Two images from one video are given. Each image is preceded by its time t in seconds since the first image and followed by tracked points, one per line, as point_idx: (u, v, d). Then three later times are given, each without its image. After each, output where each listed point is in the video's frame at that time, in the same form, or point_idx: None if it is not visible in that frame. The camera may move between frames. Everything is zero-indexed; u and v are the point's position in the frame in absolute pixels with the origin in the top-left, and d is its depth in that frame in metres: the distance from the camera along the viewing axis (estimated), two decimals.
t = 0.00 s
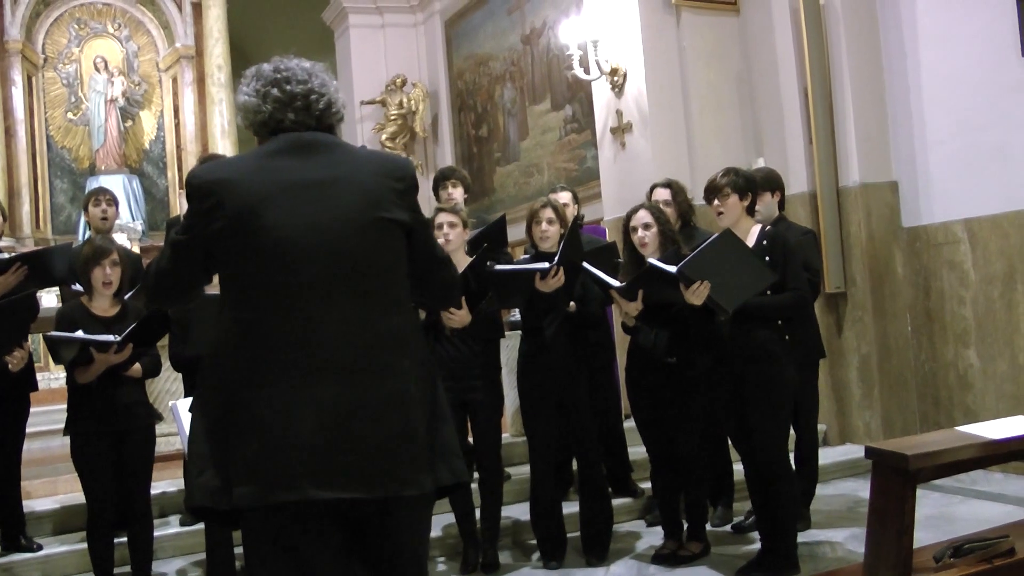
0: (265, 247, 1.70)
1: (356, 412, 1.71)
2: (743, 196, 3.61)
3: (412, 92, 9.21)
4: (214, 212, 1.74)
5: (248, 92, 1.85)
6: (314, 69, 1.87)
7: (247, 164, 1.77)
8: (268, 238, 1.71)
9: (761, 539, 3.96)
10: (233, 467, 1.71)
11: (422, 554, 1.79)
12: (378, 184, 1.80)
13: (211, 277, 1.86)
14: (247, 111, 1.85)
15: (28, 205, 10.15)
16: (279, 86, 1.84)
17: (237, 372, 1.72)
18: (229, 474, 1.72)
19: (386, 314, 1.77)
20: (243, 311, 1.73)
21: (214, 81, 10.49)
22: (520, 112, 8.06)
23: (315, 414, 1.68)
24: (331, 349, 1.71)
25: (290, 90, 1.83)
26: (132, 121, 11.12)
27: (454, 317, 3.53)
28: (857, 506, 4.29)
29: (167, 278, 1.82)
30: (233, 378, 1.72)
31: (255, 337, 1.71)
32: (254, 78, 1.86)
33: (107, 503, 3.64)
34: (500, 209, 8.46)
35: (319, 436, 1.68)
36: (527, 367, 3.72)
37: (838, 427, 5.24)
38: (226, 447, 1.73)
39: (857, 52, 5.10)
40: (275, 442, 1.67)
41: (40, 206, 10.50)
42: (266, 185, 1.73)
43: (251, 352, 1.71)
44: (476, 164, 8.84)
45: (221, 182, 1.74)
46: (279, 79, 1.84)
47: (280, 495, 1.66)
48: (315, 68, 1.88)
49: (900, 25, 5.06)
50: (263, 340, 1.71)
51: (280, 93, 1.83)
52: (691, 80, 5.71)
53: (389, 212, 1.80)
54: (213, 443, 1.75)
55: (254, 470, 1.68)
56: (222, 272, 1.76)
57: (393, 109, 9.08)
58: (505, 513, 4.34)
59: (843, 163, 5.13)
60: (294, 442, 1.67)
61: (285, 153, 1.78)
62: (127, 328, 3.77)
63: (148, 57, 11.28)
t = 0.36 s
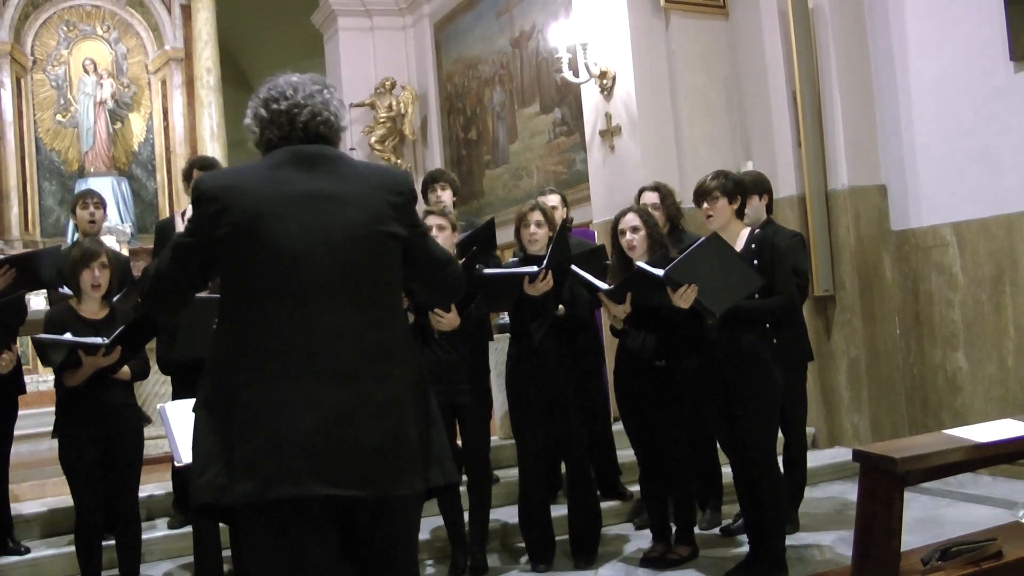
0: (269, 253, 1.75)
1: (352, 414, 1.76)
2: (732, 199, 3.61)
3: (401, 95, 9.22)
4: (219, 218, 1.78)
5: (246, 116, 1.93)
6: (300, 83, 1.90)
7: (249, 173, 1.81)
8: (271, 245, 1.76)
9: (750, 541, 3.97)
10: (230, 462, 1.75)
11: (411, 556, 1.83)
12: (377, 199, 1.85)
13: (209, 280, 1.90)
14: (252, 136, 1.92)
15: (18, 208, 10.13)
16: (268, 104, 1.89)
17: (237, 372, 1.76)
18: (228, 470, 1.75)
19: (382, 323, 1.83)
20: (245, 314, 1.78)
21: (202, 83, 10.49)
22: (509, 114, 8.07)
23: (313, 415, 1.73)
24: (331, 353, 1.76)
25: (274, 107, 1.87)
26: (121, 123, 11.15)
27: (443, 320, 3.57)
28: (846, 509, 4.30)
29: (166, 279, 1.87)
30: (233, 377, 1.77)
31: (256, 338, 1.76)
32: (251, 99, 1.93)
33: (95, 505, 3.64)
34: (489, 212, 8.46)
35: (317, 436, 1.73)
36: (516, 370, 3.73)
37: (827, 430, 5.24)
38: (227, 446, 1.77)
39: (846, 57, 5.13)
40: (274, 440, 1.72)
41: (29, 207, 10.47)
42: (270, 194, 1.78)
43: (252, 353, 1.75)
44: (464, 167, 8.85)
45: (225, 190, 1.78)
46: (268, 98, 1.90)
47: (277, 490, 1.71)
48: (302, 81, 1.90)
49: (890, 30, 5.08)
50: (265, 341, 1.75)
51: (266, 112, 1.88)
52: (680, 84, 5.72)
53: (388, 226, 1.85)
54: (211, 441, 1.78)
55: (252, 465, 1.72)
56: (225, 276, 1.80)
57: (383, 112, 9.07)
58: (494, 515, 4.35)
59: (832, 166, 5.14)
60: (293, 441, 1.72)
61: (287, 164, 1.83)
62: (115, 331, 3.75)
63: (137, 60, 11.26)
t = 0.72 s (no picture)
0: (283, 258, 1.86)
1: (361, 408, 1.85)
2: (721, 201, 3.61)
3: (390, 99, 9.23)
4: (238, 229, 1.89)
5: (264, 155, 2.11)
6: (312, 120, 2.07)
7: (267, 192, 1.95)
8: (286, 251, 1.87)
9: (739, 543, 3.98)
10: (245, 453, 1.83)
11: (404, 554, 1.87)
12: (384, 217, 1.98)
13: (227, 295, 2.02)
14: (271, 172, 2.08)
15: (7, 212, 10.10)
16: (281, 140, 2.05)
17: (253, 369, 1.86)
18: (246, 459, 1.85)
19: (387, 328, 1.95)
20: (259, 315, 1.88)
21: (192, 87, 10.54)
22: (498, 117, 8.08)
23: (323, 408, 1.82)
24: (339, 352, 1.86)
25: (286, 140, 2.03)
26: (110, 127, 11.20)
27: (433, 323, 3.58)
28: (836, 511, 4.30)
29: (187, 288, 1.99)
30: (247, 375, 1.87)
31: (268, 337, 1.86)
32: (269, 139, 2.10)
33: (86, 509, 3.63)
34: (479, 215, 8.45)
35: (329, 424, 1.81)
36: (507, 373, 3.74)
37: (816, 432, 5.24)
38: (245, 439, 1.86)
39: (834, 60, 5.15)
40: (288, 429, 1.80)
41: (19, 211, 10.43)
42: (287, 207, 1.90)
43: (265, 351, 1.85)
44: (454, 170, 8.85)
45: (243, 204, 1.90)
46: (281, 134, 2.06)
47: (291, 475, 1.78)
48: (313, 118, 2.07)
49: (878, 31, 5.09)
50: (278, 339, 1.85)
51: (279, 146, 2.04)
52: (668, 86, 5.73)
53: (394, 241, 1.99)
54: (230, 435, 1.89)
55: (266, 452, 1.80)
56: (242, 284, 1.91)
57: (371, 115, 9.10)
58: (484, 518, 4.36)
59: (820, 168, 5.17)
60: (306, 429, 1.80)
61: (301, 184, 1.96)
62: (105, 335, 3.74)
63: (126, 63, 11.35)
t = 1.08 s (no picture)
0: (280, 259, 1.84)
1: (358, 406, 1.81)
2: (713, 206, 3.60)
3: (382, 100, 9.25)
4: (234, 234, 1.88)
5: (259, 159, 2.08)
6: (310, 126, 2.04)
7: (263, 197, 1.93)
8: (282, 252, 1.85)
9: (730, 547, 3.98)
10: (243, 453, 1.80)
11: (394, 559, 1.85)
12: (380, 220, 1.96)
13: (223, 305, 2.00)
14: (266, 176, 2.04)
15: None
16: (279, 144, 2.02)
17: (251, 369, 1.84)
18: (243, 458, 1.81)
19: (385, 327, 1.91)
20: (255, 316, 1.85)
21: (183, 87, 10.43)
22: (490, 120, 8.09)
23: (320, 406, 1.78)
24: (335, 350, 1.82)
25: (284, 145, 2.00)
26: (103, 127, 11.20)
27: (425, 325, 3.54)
28: (825, 516, 4.30)
29: (183, 298, 1.96)
30: (244, 376, 1.84)
31: (265, 337, 1.83)
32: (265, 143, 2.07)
33: (76, 511, 3.60)
34: (470, 218, 8.47)
35: (326, 422, 1.78)
36: (497, 375, 3.73)
37: (807, 435, 5.25)
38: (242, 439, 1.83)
39: (827, 64, 5.16)
40: (285, 427, 1.77)
41: (10, 210, 10.44)
42: (282, 212, 1.88)
43: (262, 351, 1.83)
44: (445, 172, 8.86)
45: (239, 208, 1.89)
46: (279, 139, 2.03)
47: (289, 472, 1.74)
48: (312, 125, 2.04)
49: (871, 37, 5.10)
50: (274, 339, 1.82)
51: (277, 151, 2.01)
52: (660, 90, 5.76)
53: (391, 243, 1.96)
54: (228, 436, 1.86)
55: (263, 450, 1.77)
56: (238, 290, 1.89)
57: (364, 117, 9.11)
58: (474, 521, 4.37)
59: (813, 173, 5.18)
60: (303, 427, 1.77)
61: (298, 189, 1.94)
62: (97, 335, 3.70)
63: (119, 63, 11.32)
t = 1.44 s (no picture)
0: (266, 263, 1.82)
1: (347, 412, 1.81)
2: (704, 207, 3.60)
3: (373, 103, 9.25)
4: (217, 234, 1.85)
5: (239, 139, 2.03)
6: (298, 110, 2.01)
7: (246, 193, 1.89)
8: (267, 254, 1.83)
9: (722, 549, 4.00)
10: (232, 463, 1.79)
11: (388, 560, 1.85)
12: (366, 217, 1.94)
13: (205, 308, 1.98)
14: (248, 160, 1.99)
15: None
16: (264, 128, 1.99)
17: (237, 375, 1.82)
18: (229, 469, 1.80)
19: (372, 329, 1.90)
20: (241, 321, 1.83)
21: (175, 92, 10.44)
22: (481, 123, 8.10)
23: (309, 415, 1.78)
24: (323, 356, 1.82)
25: (273, 130, 1.97)
26: (93, 131, 11.21)
27: (416, 330, 3.61)
28: (817, 517, 4.31)
29: (164, 300, 1.95)
30: (231, 382, 1.83)
31: (252, 343, 1.81)
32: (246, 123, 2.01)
33: (69, 517, 3.58)
34: (462, 221, 8.48)
35: (316, 431, 1.78)
36: (489, 379, 3.75)
37: (799, 437, 5.26)
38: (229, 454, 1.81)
39: (817, 65, 5.17)
40: (275, 437, 1.76)
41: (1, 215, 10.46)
42: (267, 211, 1.86)
43: (249, 357, 1.81)
44: (436, 175, 8.87)
45: (222, 207, 1.86)
46: (265, 122, 1.99)
47: (281, 483, 1.74)
48: (298, 108, 2.01)
49: (861, 39, 5.12)
50: (262, 345, 1.81)
51: (264, 135, 1.97)
52: (651, 92, 5.77)
53: (378, 241, 1.95)
54: (214, 448, 1.84)
55: (252, 461, 1.76)
56: (222, 290, 1.87)
57: (355, 121, 9.09)
58: (466, 524, 4.39)
59: (804, 175, 5.19)
60: (293, 437, 1.76)
61: (283, 184, 1.91)
62: (88, 340, 3.68)
63: (108, 68, 11.27)
